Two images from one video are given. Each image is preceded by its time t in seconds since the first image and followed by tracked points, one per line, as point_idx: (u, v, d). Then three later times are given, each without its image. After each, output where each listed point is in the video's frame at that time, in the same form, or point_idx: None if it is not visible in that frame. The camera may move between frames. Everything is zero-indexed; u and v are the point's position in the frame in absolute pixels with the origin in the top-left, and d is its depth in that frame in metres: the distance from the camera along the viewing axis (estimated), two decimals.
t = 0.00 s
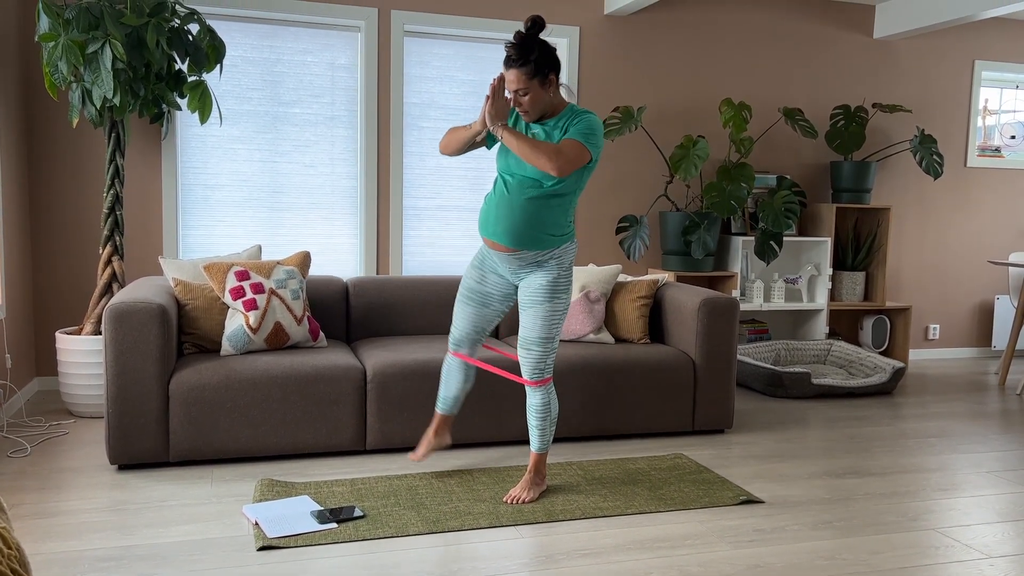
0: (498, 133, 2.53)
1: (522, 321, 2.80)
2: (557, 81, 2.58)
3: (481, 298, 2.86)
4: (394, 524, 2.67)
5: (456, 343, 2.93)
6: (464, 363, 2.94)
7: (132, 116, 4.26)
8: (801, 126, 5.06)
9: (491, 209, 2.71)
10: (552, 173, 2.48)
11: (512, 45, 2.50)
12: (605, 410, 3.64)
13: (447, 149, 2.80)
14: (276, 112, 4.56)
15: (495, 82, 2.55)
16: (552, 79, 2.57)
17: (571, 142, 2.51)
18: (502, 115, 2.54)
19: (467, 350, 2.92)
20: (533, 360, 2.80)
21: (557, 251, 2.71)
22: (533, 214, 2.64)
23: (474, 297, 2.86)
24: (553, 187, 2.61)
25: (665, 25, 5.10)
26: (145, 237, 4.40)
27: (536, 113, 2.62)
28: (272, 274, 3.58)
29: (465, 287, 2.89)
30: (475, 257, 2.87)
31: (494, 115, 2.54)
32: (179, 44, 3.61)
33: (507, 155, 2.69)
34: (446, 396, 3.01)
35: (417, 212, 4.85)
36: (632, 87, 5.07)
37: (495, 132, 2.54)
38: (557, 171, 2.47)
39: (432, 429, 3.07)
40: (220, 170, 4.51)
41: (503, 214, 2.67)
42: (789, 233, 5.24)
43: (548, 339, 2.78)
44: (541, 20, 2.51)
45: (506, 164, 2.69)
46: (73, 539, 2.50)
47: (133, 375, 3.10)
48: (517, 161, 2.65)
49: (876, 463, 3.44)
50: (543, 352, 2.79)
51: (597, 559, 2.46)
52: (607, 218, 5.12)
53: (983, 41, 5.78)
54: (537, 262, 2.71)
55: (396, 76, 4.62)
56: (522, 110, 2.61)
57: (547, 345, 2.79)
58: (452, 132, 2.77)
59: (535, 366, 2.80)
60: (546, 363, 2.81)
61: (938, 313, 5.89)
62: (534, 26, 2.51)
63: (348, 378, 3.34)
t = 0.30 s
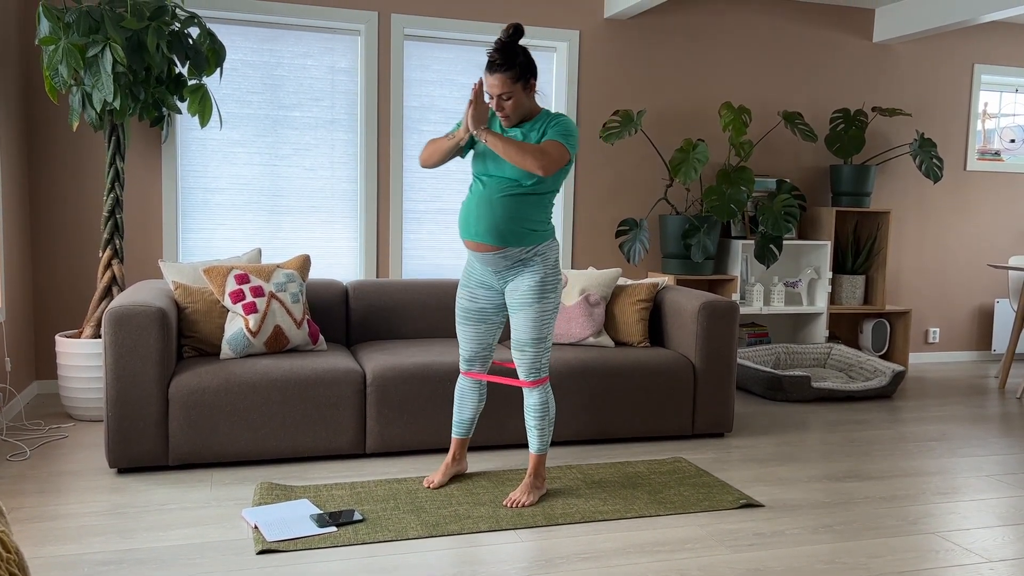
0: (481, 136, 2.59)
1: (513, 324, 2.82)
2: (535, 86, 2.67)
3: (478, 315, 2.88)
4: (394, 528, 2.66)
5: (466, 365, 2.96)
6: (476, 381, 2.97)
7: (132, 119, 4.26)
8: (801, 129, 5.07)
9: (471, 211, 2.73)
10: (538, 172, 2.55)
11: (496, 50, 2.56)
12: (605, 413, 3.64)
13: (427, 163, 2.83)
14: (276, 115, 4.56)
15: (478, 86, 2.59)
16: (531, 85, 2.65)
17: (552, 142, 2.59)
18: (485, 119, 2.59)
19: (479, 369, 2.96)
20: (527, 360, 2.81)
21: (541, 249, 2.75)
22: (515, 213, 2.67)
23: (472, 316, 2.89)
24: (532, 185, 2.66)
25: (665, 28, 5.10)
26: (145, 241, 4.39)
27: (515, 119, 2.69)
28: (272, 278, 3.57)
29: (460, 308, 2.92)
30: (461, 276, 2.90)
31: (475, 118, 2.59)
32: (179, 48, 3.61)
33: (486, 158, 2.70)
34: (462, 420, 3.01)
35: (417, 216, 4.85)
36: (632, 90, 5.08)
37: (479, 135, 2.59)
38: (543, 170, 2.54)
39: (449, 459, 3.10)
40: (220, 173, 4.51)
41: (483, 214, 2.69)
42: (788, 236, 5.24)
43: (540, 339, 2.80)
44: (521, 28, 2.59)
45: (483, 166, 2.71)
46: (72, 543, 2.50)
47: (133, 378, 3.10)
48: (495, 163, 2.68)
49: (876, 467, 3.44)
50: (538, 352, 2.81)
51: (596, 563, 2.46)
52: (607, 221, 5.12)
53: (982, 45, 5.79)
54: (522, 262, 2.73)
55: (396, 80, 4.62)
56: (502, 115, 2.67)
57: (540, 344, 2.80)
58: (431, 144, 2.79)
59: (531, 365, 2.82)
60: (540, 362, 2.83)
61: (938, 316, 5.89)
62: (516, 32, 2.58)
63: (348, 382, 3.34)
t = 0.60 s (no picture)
0: (448, 155, 2.53)
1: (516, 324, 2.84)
2: (502, 105, 2.64)
3: (477, 318, 2.88)
4: (394, 530, 2.66)
5: (450, 367, 2.94)
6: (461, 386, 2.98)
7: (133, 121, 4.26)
8: (801, 131, 5.07)
9: (464, 248, 2.73)
10: (506, 189, 2.52)
11: (461, 70, 2.54)
12: (604, 415, 3.64)
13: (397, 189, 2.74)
14: (276, 117, 4.56)
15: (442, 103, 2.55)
16: (497, 104, 2.62)
17: (519, 158, 2.56)
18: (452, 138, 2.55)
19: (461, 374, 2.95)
20: (528, 363, 2.81)
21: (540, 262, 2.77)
22: (510, 243, 2.67)
23: (470, 317, 2.88)
24: (517, 210, 2.64)
25: (665, 30, 5.11)
26: (146, 243, 4.39)
27: (485, 138, 2.65)
28: (272, 279, 3.57)
29: (458, 307, 2.91)
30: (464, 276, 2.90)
31: (440, 137, 2.54)
32: (179, 51, 3.60)
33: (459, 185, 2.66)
34: (455, 426, 3.02)
35: (417, 218, 4.86)
36: (632, 93, 5.08)
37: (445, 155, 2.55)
38: (511, 186, 2.51)
39: (450, 462, 3.10)
40: (220, 175, 4.51)
41: (477, 251, 2.70)
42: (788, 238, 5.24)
43: (542, 339, 2.81)
44: (485, 48, 2.57)
45: (462, 200, 2.66)
46: (71, 545, 2.50)
47: (133, 379, 3.10)
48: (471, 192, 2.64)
49: (876, 469, 3.44)
50: (538, 354, 2.82)
51: (596, 565, 2.45)
52: (607, 223, 5.12)
53: (982, 47, 5.79)
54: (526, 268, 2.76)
55: (396, 81, 4.62)
56: (469, 134, 2.64)
57: (541, 345, 2.81)
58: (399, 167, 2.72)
59: (529, 370, 2.81)
60: (539, 366, 2.83)
61: (938, 318, 5.89)
62: (480, 53, 2.56)
63: (348, 384, 3.34)
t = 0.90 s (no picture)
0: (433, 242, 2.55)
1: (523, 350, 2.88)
2: (488, 193, 2.66)
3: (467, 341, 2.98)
4: (394, 530, 2.66)
5: (420, 375, 2.96)
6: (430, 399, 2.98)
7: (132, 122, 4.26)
8: (801, 132, 5.07)
9: (467, 329, 2.85)
10: (490, 277, 2.54)
11: (445, 162, 2.56)
12: (604, 416, 3.64)
13: (389, 278, 2.79)
14: (276, 117, 4.56)
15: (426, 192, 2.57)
16: (483, 193, 2.64)
17: (503, 247, 2.60)
18: (437, 227, 2.57)
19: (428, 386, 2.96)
20: (530, 379, 2.78)
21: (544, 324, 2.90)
22: (511, 324, 2.80)
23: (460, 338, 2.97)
24: (514, 296, 2.74)
25: (664, 31, 5.11)
26: (145, 243, 4.39)
27: (472, 226, 2.68)
28: (272, 280, 3.57)
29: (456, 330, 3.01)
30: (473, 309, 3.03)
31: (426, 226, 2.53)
32: (179, 51, 3.60)
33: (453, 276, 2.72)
34: (440, 431, 3.04)
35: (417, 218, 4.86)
36: (632, 93, 5.08)
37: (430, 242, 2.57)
38: (494, 276, 2.54)
39: (449, 462, 3.10)
40: (220, 176, 4.51)
41: (480, 334, 2.82)
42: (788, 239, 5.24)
43: (546, 359, 2.82)
44: (469, 139, 2.60)
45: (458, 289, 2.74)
46: (70, 546, 2.49)
47: (133, 380, 3.10)
48: (467, 284, 2.71)
49: (875, 469, 3.44)
50: (541, 371, 2.79)
51: (596, 566, 2.45)
52: (607, 223, 5.12)
53: (982, 48, 5.79)
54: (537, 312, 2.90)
55: (396, 81, 4.62)
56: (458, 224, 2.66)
57: (544, 364, 2.80)
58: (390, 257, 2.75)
59: (530, 391, 2.78)
60: (541, 386, 2.80)
61: (938, 319, 5.89)
62: (464, 143, 2.59)
63: (347, 384, 3.34)
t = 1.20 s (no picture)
0: (435, 301, 2.65)
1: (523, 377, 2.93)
2: (489, 252, 2.71)
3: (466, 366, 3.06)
4: (394, 530, 2.66)
5: (411, 380, 2.99)
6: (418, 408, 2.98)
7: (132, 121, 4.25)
8: (801, 131, 5.08)
9: (464, 385, 2.91)
10: (488, 336, 2.65)
11: (448, 223, 2.61)
12: (604, 416, 3.64)
13: (390, 334, 2.82)
14: (276, 117, 4.56)
15: (428, 251, 2.63)
16: (484, 252, 2.69)
17: (502, 306, 2.68)
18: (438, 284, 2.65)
19: (416, 395, 2.98)
20: (533, 394, 2.79)
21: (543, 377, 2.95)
22: (508, 379, 2.86)
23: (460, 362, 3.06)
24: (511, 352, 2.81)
25: (664, 31, 5.11)
26: (145, 242, 4.39)
27: (473, 284, 2.74)
28: (272, 279, 3.57)
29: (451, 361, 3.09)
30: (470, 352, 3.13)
31: (427, 283, 2.63)
32: (179, 50, 3.60)
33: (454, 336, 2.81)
34: (435, 436, 3.05)
35: (417, 217, 4.86)
36: (632, 93, 5.08)
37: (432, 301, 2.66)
38: (492, 335, 2.64)
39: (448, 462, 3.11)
40: (220, 176, 4.51)
41: (477, 390, 2.87)
42: (788, 239, 5.24)
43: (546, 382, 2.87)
44: (472, 200, 2.64)
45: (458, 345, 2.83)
46: (70, 545, 2.49)
47: (133, 379, 3.10)
48: (467, 342, 2.80)
49: (875, 470, 3.44)
50: (543, 389, 2.83)
51: (596, 566, 2.45)
52: (607, 223, 5.12)
53: (982, 47, 5.79)
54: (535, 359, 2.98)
55: (396, 81, 4.62)
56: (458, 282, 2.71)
57: (546, 386, 2.85)
58: (390, 312, 2.80)
59: (531, 403, 2.77)
60: (544, 401, 2.80)
61: (938, 319, 5.89)
62: (467, 205, 2.63)
63: (347, 383, 3.34)
